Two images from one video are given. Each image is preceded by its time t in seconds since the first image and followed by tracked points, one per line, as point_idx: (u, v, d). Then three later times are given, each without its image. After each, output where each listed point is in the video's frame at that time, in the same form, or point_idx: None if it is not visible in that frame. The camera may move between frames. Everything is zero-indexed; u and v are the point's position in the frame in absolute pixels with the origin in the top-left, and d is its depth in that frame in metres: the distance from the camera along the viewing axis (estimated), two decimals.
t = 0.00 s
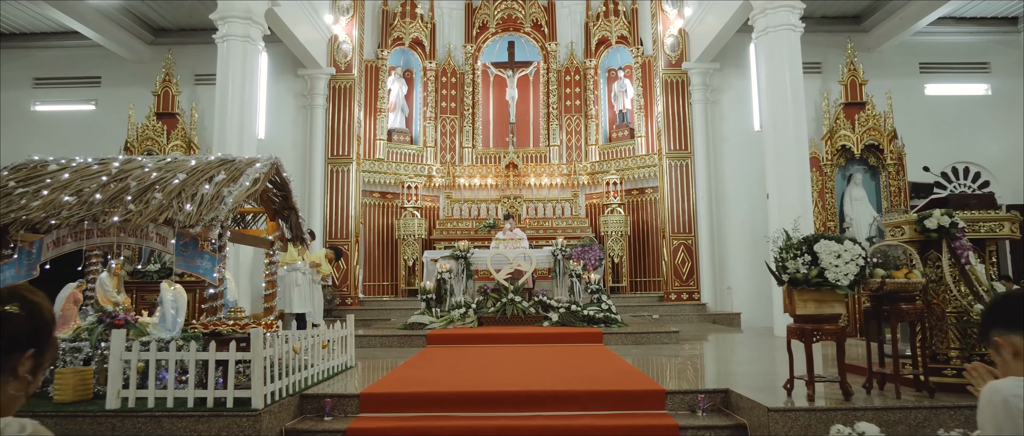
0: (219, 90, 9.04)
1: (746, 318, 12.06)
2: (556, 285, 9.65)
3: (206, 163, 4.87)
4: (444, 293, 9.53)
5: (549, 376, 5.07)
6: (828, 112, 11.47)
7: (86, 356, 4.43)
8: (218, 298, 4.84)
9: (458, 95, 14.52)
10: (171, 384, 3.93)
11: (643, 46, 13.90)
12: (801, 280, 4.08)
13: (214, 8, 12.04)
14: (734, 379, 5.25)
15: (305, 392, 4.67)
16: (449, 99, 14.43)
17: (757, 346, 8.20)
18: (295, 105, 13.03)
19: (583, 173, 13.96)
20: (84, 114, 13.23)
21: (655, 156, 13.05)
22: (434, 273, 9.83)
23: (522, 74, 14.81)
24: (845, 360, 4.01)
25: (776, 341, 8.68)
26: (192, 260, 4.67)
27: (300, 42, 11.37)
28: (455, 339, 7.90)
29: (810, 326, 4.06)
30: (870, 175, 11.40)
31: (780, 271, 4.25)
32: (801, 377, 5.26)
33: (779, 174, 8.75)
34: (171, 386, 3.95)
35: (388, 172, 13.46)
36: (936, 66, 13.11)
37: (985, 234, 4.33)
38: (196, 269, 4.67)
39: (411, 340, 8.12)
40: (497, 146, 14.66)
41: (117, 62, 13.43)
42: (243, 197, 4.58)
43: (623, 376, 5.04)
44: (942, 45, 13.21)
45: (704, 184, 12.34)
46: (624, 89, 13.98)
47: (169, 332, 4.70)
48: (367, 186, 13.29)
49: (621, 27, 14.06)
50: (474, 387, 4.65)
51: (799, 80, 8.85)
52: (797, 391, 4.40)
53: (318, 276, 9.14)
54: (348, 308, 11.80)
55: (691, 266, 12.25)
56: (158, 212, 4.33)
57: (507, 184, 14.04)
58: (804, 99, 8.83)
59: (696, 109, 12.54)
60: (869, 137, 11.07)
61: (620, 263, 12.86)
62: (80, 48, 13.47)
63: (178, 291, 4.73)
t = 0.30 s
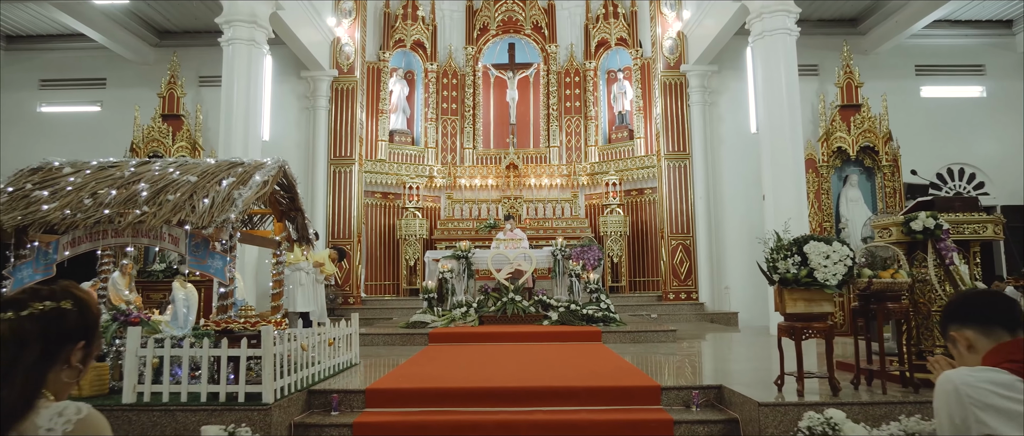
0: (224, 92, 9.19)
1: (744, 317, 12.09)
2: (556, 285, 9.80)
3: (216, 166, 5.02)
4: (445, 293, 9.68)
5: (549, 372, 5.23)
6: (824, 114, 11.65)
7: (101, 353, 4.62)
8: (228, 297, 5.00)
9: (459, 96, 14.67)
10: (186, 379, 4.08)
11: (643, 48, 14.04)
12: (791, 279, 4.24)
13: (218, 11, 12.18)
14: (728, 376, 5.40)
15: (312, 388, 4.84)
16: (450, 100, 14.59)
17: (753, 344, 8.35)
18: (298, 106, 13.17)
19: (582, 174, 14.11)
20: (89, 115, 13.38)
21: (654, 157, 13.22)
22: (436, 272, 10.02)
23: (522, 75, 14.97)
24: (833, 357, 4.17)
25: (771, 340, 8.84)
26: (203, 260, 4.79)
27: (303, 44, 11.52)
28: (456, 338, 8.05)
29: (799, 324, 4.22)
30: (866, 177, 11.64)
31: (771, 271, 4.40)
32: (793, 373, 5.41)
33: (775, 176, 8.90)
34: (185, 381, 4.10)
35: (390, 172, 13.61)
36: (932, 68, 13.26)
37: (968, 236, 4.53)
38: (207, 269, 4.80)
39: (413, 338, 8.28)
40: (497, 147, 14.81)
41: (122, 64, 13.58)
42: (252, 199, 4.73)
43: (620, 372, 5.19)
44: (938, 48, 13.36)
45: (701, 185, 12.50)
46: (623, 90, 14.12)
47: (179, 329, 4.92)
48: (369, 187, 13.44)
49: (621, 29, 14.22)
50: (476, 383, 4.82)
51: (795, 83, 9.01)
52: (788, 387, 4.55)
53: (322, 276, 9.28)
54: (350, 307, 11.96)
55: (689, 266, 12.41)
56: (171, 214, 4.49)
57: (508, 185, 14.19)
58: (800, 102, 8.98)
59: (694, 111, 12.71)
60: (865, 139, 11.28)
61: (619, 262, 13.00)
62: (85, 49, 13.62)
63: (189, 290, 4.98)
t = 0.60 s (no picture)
0: (231, 95, 9.34)
1: (742, 316, 12.22)
2: (556, 284, 9.95)
3: (226, 169, 5.17)
4: (447, 292, 9.83)
5: (549, 369, 5.38)
6: (822, 116, 11.81)
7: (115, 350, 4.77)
8: (239, 296, 5.15)
9: (460, 97, 14.81)
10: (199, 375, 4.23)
11: (642, 50, 14.16)
12: (783, 279, 4.38)
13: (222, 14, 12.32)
14: (724, 373, 5.55)
15: (321, 384, 5.00)
16: (451, 101, 14.72)
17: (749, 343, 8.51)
18: (301, 107, 13.31)
19: (582, 174, 14.26)
20: (95, 117, 13.53)
21: (653, 158, 13.37)
22: (438, 272, 10.20)
23: (523, 76, 15.11)
24: (824, 355, 4.32)
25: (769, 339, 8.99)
26: (214, 261, 4.98)
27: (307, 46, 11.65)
28: (458, 336, 8.19)
29: (792, 323, 4.37)
30: (862, 177, 11.86)
31: (764, 272, 4.55)
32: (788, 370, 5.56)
33: (772, 177, 9.03)
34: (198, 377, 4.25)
35: (392, 173, 13.75)
36: (929, 70, 13.40)
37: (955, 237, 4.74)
38: (219, 269, 4.98)
39: (416, 337, 8.43)
40: (498, 148, 14.95)
41: (126, 65, 13.71)
42: (262, 201, 4.88)
43: (618, 370, 5.34)
44: (935, 50, 13.50)
45: (700, 185, 12.65)
46: (623, 91, 14.26)
47: (192, 327, 5.06)
48: (371, 187, 13.59)
49: (620, 31, 14.36)
50: (480, 379, 4.98)
51: (791, 85, 9.16)
52: (782, 383, 4.69)
53: (326, 276, 9.44)
54: (353, 306, 12.11)
55: (688, 265, 12.56)
56: (184, 216, 4.64)
57: (509, 185, 14.32)
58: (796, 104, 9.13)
59: (692, 112, 12.86)
60: (861, 140, 11.49)
61: (619, 262, 13.14)
62: (90, 51, 13.76)
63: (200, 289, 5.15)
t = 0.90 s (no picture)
0: (236, 98, 9.47)
1: (740, 316, 12.36)
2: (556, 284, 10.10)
3: (234, 172, 5.32)
4: (449, 292, 9.97)
5: (549, 367, 5.52)
6: (818, 118, 11.98)
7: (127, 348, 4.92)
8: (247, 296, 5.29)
9: (460, 98, 14.95)
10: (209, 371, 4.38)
11: (641, 52, 14.29)
12: (776, 279, 4.53)
13: (226, 17, 12.46)
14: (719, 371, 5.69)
15: (327, 381, 5.15)
16: (452, 103, 14.86)
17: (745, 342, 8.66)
18: (303, 109, 13.45)
19: (582, 175, 14.42)
20: (99, 118, 13.67)
21: (652, 159, 13.51)
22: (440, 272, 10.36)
23: (523, 78, 15.25)
24: (815, 352, 4.46)
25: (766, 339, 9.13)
26: (225, 261, 5.17)
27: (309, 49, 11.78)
28: (459, 335, 8.33)
29: (783, 321, 4.52)
30: (858, 178, 12.00)
31: (757, 272, 4.70)
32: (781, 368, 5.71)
33: (768, 179, 9.17)
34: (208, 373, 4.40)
35: (393, 173, 13.89)
36: (924, 72, 13.55)
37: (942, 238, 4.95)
38: (228, 269, 5.16)
39: (418, 336, 8.58)
40: (498, 149, 15.09)
41: (130, 67, 13.85)
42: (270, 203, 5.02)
43: (616, 367, 5.48)
44: (930, 52, 13.65)
45: (698, 186, 12.80)
46: (622, 93, 14.39)
47: (202, 326, 5.20)
48: (372, 188, 13.74)
49: (619, 33, 14.50)
50: (482, 376, 5.13)
51: (787, 88, 9.30)
52: (775, 380, 4.84)
53: (328, 276, 9.58)
54: (355, 306, 12.26)
55: (686, 265, 12.72)
56: (196, 218, 4.79)
57: (509, 186, 14.46)
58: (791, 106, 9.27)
59: (691, 114, 13.01)
60: (857, 142, 11.65)
61: (618, 262, 13.29)
62: (94, 53, 13.90)
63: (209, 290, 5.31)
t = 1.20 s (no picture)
0: (240, 100, 9.60)
1: (738, 314, 12.50)
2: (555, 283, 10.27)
3: (241, 173, 5.45)
4: (450, 291, 10.11)
5: (549, 364, 5.66)
6: (814, 119, 12.14)
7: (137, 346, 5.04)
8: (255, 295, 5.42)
9: (461, 99, 15.08)
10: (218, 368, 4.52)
11: (640, 53, 14.42)
12: (768, 278, 4.67)
13: (229, 20, 12.60)
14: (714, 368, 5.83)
15: (332, 377, 5.29)
16: (452, 104, 14.99)
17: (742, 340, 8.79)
18: (305, 110, 13.58)
19: (581, 175, 14.56)
20: (103, 119, 13.81)
21: (651, 159, 13.63)
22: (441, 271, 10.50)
23: (523, 79, 15.37)
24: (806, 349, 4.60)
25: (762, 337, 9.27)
26: (232, 261, 5.25)
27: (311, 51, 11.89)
28: (460, 333, 8.46)
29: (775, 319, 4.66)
30: (855, 179, 12.18)
31: (750, 272, 4.84)
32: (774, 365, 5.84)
33: (765, 180, 9.30)
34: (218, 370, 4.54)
35: (394, 174, 14.02)
36: (920, 73, 13.68)
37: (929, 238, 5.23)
38: (236, 269, 5.25)
39: (420, 334, 8.71)
40: (499, 150, 15.21)
41: (134, 69, 13.98)
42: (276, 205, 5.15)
43: (614, 364, 5.61)
44: (926, 53, 13.78)
45: (696, 186, 12.95)
46: (621, 94, 14.53)
47: (211, 324, 5.36)
48: (374, 188, 13.88)
49: (619, 35, 14.63)
50: (482, 373, 5.27)
51: (783, 90, 9.43)
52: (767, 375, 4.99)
53: (331, 275, 9.71)
54: (356, 305, 12.41)
55: (685, 264, 12.86)
56: (205, 218, 4.93)
57: (509, 186, 14.59)
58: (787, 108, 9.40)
59: (689, 115, 13.15)
60: (853, 143, 11.82)
61: (617, 262, 13.42)
62: (98, 55, 14.04)
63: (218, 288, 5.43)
